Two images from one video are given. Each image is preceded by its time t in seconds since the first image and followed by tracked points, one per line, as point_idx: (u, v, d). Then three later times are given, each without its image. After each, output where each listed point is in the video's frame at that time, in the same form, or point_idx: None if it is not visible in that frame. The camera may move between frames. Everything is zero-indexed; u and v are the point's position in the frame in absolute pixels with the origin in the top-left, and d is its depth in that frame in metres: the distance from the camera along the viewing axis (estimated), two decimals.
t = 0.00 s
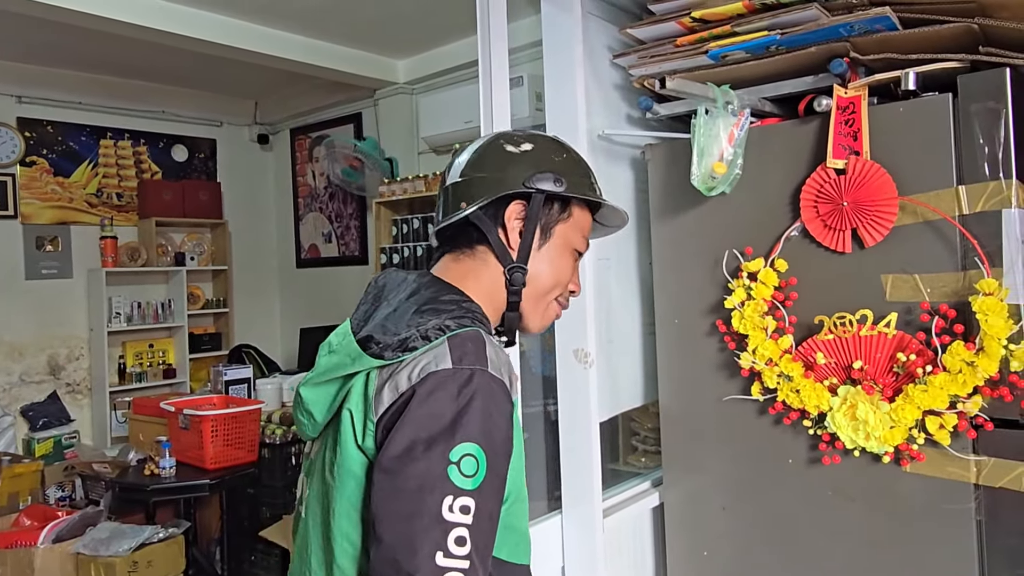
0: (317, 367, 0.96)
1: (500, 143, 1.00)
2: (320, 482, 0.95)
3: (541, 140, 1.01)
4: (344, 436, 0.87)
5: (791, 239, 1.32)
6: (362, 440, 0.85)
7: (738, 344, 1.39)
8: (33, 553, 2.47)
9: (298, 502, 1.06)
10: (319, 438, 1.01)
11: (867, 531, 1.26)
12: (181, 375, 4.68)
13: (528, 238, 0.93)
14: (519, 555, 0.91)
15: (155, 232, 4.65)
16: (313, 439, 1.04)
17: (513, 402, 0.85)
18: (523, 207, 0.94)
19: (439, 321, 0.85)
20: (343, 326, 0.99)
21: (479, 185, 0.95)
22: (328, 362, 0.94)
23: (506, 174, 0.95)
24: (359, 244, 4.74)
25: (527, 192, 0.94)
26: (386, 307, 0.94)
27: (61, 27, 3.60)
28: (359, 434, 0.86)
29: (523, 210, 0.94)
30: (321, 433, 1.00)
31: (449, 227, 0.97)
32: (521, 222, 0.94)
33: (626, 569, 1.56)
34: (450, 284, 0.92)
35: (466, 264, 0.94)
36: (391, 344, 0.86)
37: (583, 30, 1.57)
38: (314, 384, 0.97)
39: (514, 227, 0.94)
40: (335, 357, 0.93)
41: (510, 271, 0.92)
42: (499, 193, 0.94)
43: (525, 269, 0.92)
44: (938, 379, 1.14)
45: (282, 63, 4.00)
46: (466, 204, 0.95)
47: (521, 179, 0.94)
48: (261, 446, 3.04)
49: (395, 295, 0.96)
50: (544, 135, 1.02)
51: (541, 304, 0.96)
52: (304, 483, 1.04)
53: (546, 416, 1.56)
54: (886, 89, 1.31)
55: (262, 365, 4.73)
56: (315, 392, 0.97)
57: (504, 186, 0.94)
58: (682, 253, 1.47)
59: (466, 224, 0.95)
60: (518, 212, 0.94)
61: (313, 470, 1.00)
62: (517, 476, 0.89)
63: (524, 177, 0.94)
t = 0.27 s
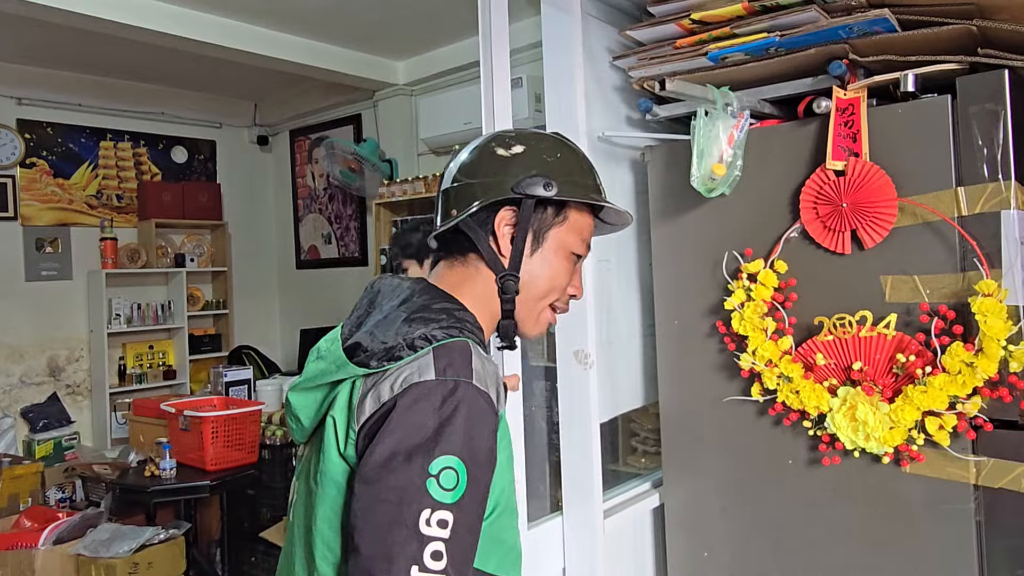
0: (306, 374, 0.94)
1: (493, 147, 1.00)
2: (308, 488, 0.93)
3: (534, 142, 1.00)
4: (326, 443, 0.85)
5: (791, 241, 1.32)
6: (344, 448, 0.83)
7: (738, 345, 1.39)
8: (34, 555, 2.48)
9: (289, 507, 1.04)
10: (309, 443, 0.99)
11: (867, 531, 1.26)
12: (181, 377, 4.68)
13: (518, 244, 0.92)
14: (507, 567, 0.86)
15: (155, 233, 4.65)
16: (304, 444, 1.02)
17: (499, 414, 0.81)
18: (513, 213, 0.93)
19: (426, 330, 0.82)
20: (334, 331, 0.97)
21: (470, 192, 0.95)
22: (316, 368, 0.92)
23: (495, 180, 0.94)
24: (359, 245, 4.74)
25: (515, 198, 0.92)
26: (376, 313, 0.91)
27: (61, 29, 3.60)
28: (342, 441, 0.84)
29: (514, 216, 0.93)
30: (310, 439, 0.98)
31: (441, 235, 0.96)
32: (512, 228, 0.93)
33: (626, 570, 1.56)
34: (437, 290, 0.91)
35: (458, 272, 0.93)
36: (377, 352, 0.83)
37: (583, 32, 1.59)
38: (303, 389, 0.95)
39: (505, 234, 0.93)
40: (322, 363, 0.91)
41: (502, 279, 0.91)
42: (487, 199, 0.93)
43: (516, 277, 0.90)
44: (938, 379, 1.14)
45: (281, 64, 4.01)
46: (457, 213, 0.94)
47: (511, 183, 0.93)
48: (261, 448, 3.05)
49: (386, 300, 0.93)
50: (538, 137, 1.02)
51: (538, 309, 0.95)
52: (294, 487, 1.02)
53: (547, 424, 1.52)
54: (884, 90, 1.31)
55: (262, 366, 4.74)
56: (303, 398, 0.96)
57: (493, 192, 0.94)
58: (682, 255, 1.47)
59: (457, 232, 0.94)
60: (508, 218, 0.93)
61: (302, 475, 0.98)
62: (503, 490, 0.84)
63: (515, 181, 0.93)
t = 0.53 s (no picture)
0: (308, 387, 0.91)
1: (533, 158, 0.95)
2: (312, 504, 0.90)
3: (576, 168, 0.97)
4: (339, 462, 0.82)
5: (787, 242, 1.32)
6: (358, 468, 0.81)
7: (735, 347, 1.39)
8: (31, 557, 2.48)
9: (283, 520, 1.00)
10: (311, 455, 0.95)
11: (864, 532, 1.26)
12: (179, 379, 4.68)
13: (537, 272, 0.88)
14: None
15: (153, 235, 4.65)
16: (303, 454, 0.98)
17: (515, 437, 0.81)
18: (540, 238, 0.89)
19: (442, 349, 0.81)
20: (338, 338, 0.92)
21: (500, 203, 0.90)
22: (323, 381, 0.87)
23: (535, 199, 0.90)
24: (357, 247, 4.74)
25: (549, 226, 0.89)
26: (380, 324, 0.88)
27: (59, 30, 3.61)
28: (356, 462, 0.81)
29: (540, 241, 0.90)
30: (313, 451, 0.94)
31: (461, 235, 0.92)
32: (535, 253, 0.89)
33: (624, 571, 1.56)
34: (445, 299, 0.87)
35: (469, 281, 0.89)
36: (390, 370, 0.81)
37: (580, 33, 1.60)
38: (306, 401, 0.90)
39: (526, 257, 0.89)
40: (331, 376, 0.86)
41: (509, 300, 0.87)
42: (518, 216, 0.89)
43: (525, 302, 0.87)
44: (934, 381, 1.14)
45: (279, 66, 4.01)
46: (483, 219, 0.90)
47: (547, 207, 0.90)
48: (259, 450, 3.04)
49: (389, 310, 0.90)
50: (581, 163, 0.98)
51: (536, 334, 0.93)
52: (291, 501, 0.98)
53: (544, 424, 1.53)
54: (880, 93, 1.32)
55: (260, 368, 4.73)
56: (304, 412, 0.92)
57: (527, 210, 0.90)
58: (680, 256, 1.47)
59: (478, 238, 0.90)
60: (532, 238, 0.89)
61: (303, 488, 0.94)
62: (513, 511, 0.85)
63: (550, 207, 0.90)
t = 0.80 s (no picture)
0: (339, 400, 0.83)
1: (615, 192, 0.91)
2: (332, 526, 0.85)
3: (654, 213, 0.94)
4: (372, 491, 0.77)
5: (782, 244, 1.33)
6: (392, 499, 0.76)
7: (730, 348, 1.40)
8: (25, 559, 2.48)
9: (299, 533, 0.94)
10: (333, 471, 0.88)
11: (859, 533, 1.26)
12: (175, 380, 4.67)
13: (592, 311, 0.86)
14: None
15: (148, 236, 4.64)
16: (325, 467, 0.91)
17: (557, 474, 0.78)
18: (606, 277, 0.86)
19: (487, 377, 0.77)
20: (371, 349, 0.84)
21: (579, 232, 0.86)
22: (360, 401, 0.80)
23: (612, 235, 0.87)
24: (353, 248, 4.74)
25: (619, 267, 0.86)
26: (417, 340, 0.82)
27: (54, 32, 3.60)
28: (389, 492, 0.76)
29: (605, 279, 0.87)
30: (337, 468, 0.87)
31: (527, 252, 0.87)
32: (597, 291, 0.87)
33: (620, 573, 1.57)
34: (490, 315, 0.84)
35: (520, 301, 0.86)
36: (433, 397, 0.76)
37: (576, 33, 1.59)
38: (333, 420, 0.83)
39: (587, 292, 0.87)
40: (367, 397, 0.79)
41: (559, 332, 0.86)
42: (596, 252, 0.85)
43: (574, 337, 0.86)
44: (928, 382, 1.15)
45: (275, 67, 4.01)
46: (555, 244, 0.85)
47: (625, 251, 0.87)
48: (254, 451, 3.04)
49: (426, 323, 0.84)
50: (658, 208, 0.95)
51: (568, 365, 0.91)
52: (310, 516, 0.92)
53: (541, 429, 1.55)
54: (875, 95, 1.32)
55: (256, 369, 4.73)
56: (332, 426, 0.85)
57: (606, 247, 0.86)
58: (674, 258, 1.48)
59: (543, 262, 0.86)
60: (597, 275, 0.86)
61: (324, 507, 0.88)
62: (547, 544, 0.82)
63: (627, 252, 0.87)
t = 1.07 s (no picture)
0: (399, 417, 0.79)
1: (714, 218, 0.92)
2: (391, 540, 0.85)
3: (751, 245, 0.94)
4: (441, 516, 0.77)
5: (779, 244, 1.33)
6: (461, 527, 0.76)
7: (727, 347, 1.40)
8: (21, 559, 2.48)
9: (350, 530, 0.94)
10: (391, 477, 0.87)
11: (853, 532, 1.27)
12: (171, 380, 4.66)
13: (664, 340, 0.86)
14: None
15: (144, 235, 4.63)
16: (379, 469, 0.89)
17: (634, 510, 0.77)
18: (684, 306, 0.87)
19: (564, 405, 0.75)
20: (438, 356, 0.79)
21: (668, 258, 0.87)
22: (427, 418, 0.76)
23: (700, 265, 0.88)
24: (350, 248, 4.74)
25: (701, 298, 0.87)
26: (488, 351, 0.78)
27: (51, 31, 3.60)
28: (458, 520, 0.76)
29: (683, 308, 0.87)
30: (396, 476, 0.85)
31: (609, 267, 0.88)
32: (673, 319, 0.87)
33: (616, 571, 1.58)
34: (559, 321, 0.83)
35: (592, 314, 0.86)
36: (508, 421, 0.74)
37: (574, 34, 1.60)
38: (397, 435, 0.79)
39: (662, 320, 0.87)
40: (436, 416, 0.75)
41: (625, 353, 0.86)
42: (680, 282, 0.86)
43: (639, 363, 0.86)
44: (923, 381, 1.15)
45: (272, 67, 4.01)
46: (640, 262, 0.86)
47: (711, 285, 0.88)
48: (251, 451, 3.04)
49: (497, 331, 0.81)
50: (756, 241, 0.95)
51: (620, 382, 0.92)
52: (362, 518, 0.91)
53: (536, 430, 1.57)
54: (871, 96, 1.33)
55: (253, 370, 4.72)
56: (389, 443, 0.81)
57: (691, 277, 0.87)
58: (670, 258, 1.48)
59: (622, 278, 0.87)
60: (674, 301, 0.87)
61: (381, 516, 0.87)
62: None
63: (712, 287, 0.88)
